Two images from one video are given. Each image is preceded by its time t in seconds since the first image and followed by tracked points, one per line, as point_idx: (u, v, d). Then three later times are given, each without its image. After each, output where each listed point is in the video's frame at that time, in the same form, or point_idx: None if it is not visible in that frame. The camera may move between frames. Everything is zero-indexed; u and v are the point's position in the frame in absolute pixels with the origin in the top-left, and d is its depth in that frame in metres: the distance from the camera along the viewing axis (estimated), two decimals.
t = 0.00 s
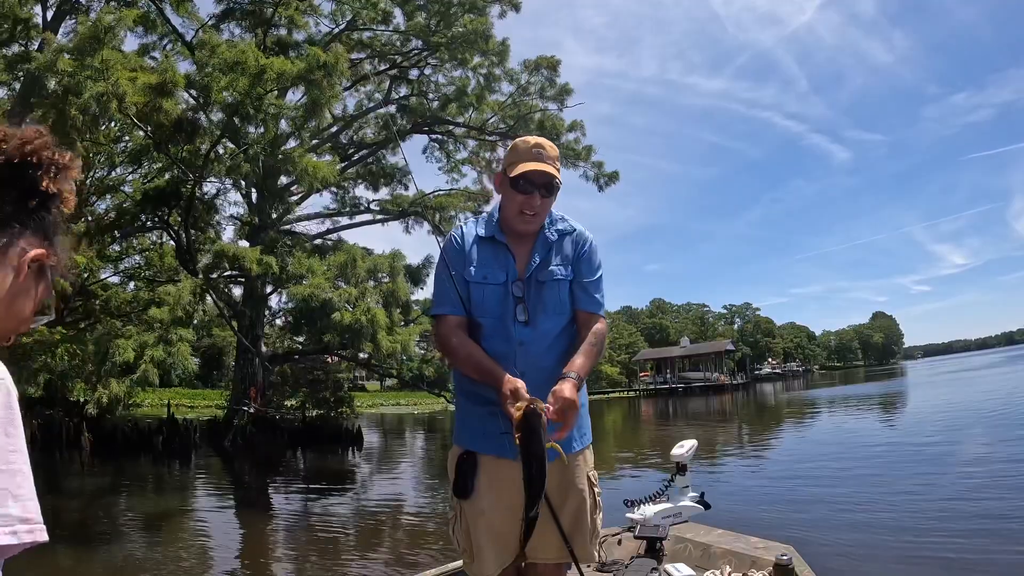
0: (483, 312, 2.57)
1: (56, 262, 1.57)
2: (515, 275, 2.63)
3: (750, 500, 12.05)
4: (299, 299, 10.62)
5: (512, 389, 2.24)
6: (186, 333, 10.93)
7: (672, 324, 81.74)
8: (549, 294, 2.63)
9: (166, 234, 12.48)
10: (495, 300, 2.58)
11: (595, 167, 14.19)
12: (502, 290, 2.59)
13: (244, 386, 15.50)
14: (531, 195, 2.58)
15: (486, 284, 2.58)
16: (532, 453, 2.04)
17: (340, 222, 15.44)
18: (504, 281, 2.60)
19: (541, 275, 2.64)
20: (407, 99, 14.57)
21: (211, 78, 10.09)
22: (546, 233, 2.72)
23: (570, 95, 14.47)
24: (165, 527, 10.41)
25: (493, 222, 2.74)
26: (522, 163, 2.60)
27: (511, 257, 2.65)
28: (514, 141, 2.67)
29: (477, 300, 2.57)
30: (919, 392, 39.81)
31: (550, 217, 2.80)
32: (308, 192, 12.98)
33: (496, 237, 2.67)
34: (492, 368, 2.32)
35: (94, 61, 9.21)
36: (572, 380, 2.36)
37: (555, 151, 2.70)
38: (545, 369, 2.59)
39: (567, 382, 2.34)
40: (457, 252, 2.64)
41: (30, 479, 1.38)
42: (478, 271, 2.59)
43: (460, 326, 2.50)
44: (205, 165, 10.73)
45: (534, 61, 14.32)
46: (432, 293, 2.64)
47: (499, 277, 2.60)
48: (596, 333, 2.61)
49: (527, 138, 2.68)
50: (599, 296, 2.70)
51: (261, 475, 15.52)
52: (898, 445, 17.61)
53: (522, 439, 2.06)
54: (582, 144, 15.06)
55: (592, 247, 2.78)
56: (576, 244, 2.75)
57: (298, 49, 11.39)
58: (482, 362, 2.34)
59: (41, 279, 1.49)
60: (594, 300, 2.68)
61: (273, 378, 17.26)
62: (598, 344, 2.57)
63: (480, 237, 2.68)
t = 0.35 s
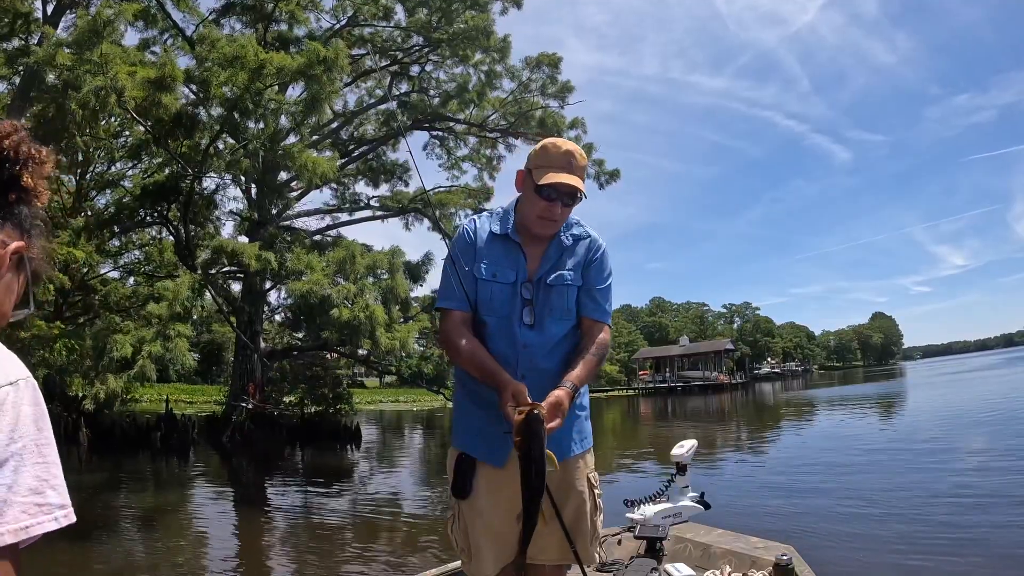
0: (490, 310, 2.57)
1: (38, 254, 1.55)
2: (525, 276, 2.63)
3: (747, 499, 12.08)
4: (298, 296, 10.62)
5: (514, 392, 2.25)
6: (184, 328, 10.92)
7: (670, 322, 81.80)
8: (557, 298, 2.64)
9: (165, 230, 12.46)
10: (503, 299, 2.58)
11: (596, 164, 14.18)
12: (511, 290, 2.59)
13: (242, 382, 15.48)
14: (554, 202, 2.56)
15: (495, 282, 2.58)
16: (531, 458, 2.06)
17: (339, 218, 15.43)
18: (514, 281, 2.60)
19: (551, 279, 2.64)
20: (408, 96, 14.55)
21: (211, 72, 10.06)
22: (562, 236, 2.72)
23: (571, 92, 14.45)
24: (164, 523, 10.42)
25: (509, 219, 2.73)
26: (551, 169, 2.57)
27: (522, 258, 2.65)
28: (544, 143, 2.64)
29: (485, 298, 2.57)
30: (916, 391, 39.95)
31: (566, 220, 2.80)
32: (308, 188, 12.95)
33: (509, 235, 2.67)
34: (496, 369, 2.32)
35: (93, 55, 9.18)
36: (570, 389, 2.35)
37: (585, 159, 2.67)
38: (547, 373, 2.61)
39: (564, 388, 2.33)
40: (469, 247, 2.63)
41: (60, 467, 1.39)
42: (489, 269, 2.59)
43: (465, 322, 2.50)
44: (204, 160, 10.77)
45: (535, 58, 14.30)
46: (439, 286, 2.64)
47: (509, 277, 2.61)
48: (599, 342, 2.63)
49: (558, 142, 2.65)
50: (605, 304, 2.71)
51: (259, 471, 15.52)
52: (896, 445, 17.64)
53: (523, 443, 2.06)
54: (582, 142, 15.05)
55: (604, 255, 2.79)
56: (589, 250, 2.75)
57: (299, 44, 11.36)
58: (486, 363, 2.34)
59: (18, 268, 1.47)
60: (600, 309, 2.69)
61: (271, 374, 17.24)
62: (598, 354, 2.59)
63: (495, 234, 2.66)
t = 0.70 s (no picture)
0: (486, 311, 2.57)
1: (44, 208, 1.48)
2: (521, 277, 2.63)
3: (745, 500, 12.07)
4: (295, 298, 10.61)
5: (513, 390, 2.25)
6: (181, 332, 10.90)
7: (669, 324, 81.81)
8: (552, 298, 2.64)
9: (162, 234, 12.45)
10: (498, 300, 2.59)
11: (592, 166, 14.18)
12: (507, 291, 2.59)
13: (240, 386, 15.42)
14: (549, 203, 2.57)
15: (490, 283, 2.59)
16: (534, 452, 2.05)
17: (337, 221, 15.42)
18: (510, 282, 2.61)
19: (547, 279, 2.64)
20: (404, 99, 14.56)
21: (205, 75, 10.07)
22: (556, 237, 2.73)
23: (567, 94, 14.46)
24: (162, 528, 10.39)
25: (504, 220, 2.73)
26: (547, 170, 2.57)
27: (518, 258, 2.65)
28: (540, 144, 2.64)
29: (481, 298, 2.57)
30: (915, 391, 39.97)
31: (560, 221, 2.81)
32: (304, 191, 12.95)
33: (505, 236, 2.67)
34: (495, 368, 2.31)
35: (87, 59, 9.17)
36: (568, 388, 2.35)
37: (580, 161, 2.68)
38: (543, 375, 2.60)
39: (562, 388, 2.33)
40: (465, 248, 2.64)
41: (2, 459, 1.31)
42: (484, 270, 2.60)
43: (462, 323, 2.50)
44: (200, 164, 10.75)
45: (531, 60, 14.31)
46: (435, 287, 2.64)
47: (504, 277, 2.61)
48: (595, 342, 2.62)
49: (554, 143, 2.65)
50: (600, 305, 2.72)
51: (257, 475, 15.49)
52: (895, 445, 17.61)
53: (524, 440, 2.06)
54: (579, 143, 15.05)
55: (599, 255, 2.79)
56: (583, 252, 2.76)
57: (294, 47, 11.37)
58: (484, 362, 2.34)
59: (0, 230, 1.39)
60: (596, 309, 2.69)
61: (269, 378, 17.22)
62: (594, 354, 2.58)
63: (490, 235, 2.67)
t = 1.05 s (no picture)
0: (483, 311, 2.57)
1: None
2: (517, 277, 2.63)
3: (745, 501, 12.06)
4: (293, 301, 10.61)
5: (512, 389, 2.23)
6: (178, 336, 10.90)
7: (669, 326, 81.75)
8: (549, 298, 2.64)
9: (159, 237, 12.45)
10: (496, 300, 2.59)
11: (590, 167, 14.20)
12: (504, 291, 2.59)
13: (239, 390, 15.27)
14: (546, 205, 2.57)
15: (488, 283, 2.58)
16: (535, 450, 2.04)
17: (335, 224, 15.42)
18: (507, 282, 2.60)
19: (543, 280, 2.64)
20: (402, 101, 14.59)
21: (201, 78, 10.09)
22: (553, 238, 2.74)
23: (565, 95, 14.48)
24: (160, 531, 10.38)
25: (501, 220, 2.73)
26: (544, 171, 2.57)
27: (515, 259, 2.66)
28: (536, 145, 2.64)
29: (478, 299, 2.57)
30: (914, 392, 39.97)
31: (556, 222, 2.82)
32: (302, 193, 12.95)
33: (502, 237, 2.67)
34: (494, 368, 2.30)
35: (83, 62, 9.17)
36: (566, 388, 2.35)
37: (577, 162, 2.67)
38: (540, 375, 2.60)
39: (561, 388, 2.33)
40: (462, 249, 2.63)
41: None
42: (482, 270, 2.59)
43: (460, 323, 2.49)
44: (197, 167, 10.76)
45: (528, 62, 14.33)
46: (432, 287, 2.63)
47: (501, 277, 2.60)
48: (592, 343, 2.63)
49: (551, 144, 2.65)
50: (596, 305, 2.72)
51: (255, 479, 15.46)
52: (894, 446, 17.58)
53: (524, 439, 2.05)
54: (577, 145, 15.06)
55: (594, 256, 2.80)
56: (579, 252, 2.76)
57: (290, 49, 11.38)
58: (483, 362, 2.33)
59: None
60: (592, 309, 2.70)
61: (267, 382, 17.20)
62: (590, 352, 2.58)
63: (486, 236, 2.67)
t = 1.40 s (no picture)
0: (490, 310, 2.57)
1: None
2: (525, 276, 2.63)
3: (741, 500, 12.12)
4: (293, 293, 10.60)
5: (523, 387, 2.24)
6: (178, 326, 10.88)
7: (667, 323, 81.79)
8: (556, 297, 2.65)
9: (161, 227, 12.42)
10: (503, 300, 2.58)
11: (593, 163, 14.17)
12: (511, 290, 2.59)
13: (238, 380, 15.30)
14: (554, 203, 2.57)
15: (495, 282, 2.58)
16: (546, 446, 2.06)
17: (337, 216, 15.38)
18: (515, 281, 2.61)
19: (551, 279, 2.65)
20: (406, 94, 14.53)
21: (204, 68, 10.05)
22: (560, 237, 2.74)
23: (569, 91, 14.45)
24: (158, 520, 10.40)
25: (508, 219, 2.73)
26: (553, 169, 2.57)
27: (523, 258, 2.65)
28: (543, 143, 2.63)
29: (485, 298, 2.56)
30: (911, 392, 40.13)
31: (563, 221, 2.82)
32: (303, 185, 12.92)
33: (510, 235, 2.67)
34: (500, 368, 2.33)
35: (86, 50, 9.13)
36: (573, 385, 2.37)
37: (584, 160, 2.68)
38: (546, 374, 2.61)
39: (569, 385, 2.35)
40: (470, 247, 2.62)
41: None
42: (489, 268, 2.59)
43: (467, 322, 2.50)
44: (199, 157, 10.71)
45: (533, 56, 14.29)
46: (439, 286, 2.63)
47: (509, 277, 2.60)
48: (598, 342, 2.64)
49: (558, 142, 2.65)
50: (602, 305, 2.74)
51: (253, 470, 15.47)
52: (891, 447, 17.63)
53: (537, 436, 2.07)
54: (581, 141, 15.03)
55: (601, 255, 2.80)
56: (586, 252, 2.76)
57: (295, 40, 11.33)
58: (492, 361, 2.34)
59: None
60: (598, 309, 2.72)
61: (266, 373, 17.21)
62: (596, 352, 2.60)
63: (494, 235, 2.66)
